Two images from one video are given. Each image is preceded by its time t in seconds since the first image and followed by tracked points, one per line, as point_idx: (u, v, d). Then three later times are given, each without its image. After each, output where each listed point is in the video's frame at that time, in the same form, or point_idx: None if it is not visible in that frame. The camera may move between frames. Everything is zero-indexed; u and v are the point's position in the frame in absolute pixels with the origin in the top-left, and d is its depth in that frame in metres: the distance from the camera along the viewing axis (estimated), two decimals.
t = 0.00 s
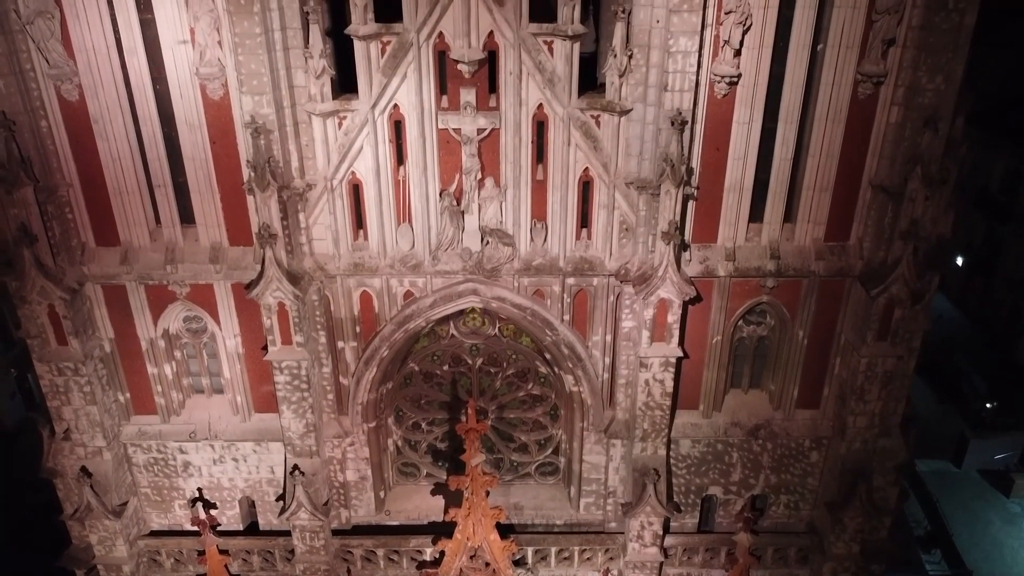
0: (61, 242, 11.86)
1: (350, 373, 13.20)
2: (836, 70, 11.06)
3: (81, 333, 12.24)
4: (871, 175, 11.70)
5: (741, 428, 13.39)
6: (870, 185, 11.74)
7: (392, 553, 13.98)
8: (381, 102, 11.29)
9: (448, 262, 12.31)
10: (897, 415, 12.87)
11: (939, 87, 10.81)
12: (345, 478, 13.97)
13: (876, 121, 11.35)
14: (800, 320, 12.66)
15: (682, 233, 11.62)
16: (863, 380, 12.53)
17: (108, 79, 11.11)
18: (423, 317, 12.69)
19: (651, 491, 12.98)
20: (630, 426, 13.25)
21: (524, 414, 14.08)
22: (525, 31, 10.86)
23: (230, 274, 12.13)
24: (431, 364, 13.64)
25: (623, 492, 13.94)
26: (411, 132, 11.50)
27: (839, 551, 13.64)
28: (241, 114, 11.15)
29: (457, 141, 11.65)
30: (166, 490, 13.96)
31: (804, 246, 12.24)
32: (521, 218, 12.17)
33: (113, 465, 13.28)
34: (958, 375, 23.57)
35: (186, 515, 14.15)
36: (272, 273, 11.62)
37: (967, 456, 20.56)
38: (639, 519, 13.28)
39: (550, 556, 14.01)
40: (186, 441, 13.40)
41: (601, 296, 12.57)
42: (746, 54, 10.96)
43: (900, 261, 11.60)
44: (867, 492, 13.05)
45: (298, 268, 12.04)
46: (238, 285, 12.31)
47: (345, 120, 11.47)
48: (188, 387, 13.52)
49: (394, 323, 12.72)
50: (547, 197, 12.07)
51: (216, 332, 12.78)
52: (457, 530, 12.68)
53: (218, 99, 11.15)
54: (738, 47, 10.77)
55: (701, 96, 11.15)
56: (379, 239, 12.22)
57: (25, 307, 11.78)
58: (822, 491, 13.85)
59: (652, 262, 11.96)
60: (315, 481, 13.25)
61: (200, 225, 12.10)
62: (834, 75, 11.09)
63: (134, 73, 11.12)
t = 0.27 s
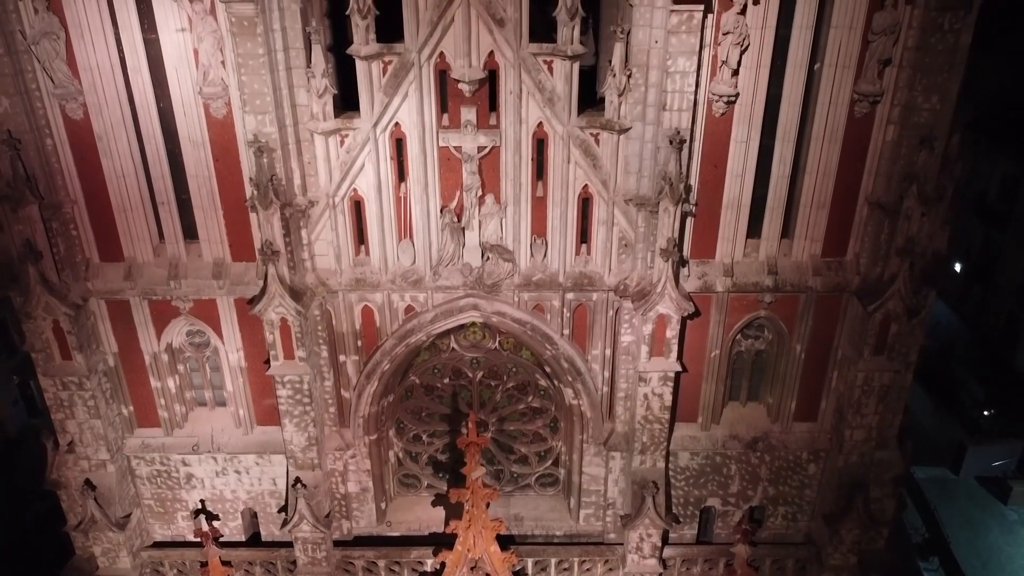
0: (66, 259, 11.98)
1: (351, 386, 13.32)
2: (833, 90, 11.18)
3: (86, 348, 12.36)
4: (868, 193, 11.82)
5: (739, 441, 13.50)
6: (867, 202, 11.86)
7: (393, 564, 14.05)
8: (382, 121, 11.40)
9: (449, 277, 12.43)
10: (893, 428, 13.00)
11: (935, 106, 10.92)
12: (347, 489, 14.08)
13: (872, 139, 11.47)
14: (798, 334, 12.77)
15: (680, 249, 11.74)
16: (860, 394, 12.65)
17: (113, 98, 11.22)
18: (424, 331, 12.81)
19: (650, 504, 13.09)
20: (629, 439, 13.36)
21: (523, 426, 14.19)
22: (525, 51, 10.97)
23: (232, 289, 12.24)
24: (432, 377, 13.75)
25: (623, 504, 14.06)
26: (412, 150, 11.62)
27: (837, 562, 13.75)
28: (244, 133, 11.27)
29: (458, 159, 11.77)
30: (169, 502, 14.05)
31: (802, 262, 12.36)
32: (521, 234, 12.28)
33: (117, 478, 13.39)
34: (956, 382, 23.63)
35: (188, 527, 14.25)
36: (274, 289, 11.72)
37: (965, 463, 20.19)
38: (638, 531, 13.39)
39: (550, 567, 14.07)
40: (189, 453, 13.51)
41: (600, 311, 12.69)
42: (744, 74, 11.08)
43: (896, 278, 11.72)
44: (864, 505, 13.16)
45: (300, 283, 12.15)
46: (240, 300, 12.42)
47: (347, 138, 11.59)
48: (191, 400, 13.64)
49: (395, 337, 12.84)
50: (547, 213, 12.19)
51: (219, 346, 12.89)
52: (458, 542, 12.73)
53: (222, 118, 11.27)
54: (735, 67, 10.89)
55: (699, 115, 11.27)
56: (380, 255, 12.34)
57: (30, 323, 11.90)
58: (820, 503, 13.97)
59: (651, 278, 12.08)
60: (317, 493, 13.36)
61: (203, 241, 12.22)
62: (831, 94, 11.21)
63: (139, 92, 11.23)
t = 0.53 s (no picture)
0: (70, 275, 12.10)
1: (353, 399, 13.44)
2: (830, 109, 11.30)
3: (90, 363, 12.48)
4: (865, 210, 11.94)
5: (737, 454, 13.62)
6: (863, 219, 11.98)
7: None
8: (384, 139, 11.52)
9: (450, 293, 12.55)
10: (890, 441, 13.13)
11: (931, 126, 11.04)
12: (349, 501, 14.21)
13: (869, 157, 11.59)
14: (796, 349, 12.89)
15: (679, 266, 11.86)
16: (857, 408, 12.77)
17: (117, 117, 11.34)
18: (425, 346, 12.94)
19: (649, 517, 13.21)
20: (628, 452, 13.47)
21: (523, 438, 14.31)
22: (525, 71, 11.08)
23: (235, 305, 12.36)
24: (433, 391, 13.87)
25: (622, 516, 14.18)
26: (413, 168, 11.74)
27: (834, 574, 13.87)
28: (247, 152, 11.39)
29: (459, 176, 11.89)
30: (172, 513, 14.17)
31: (799, 278, 12.48)
32: (521, 250, 12.40)
33: (121, 491, 13.51)
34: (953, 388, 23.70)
35: (191, 538, 14.36)
36: (277, 305, 11.83)
37: (963, 470, 20.32)
38: (637, 543, 13.52)
39: None
40: (192, 466, 13.62)
41: (600, 325, 12.81)
42: (741, 93, 11.19)
43: (892, 294, 11.84)
44: (861, 517, 13.27)
45: (303, 299, 12.27)
46: (243, 315, 12.53)
47: (348, 157, 11.71)
48: (194, 414, 13.76)
49: (396, 351, 12.96)
50: (547, 230, 12.31)
51: (221, 361, 13.01)
52: (458, 554, 12.72)
53: (225, 137, 11.38)
54: (733, 87, 11.00)
55: (697, 134, 11.38)
56: (382, 271, 12.47)
57: (36, 339, 12.03)
58: (818, 515, 14.08)
59: (649, 294, 12.21)
60: (319, 506, 13.47)
61: (206, 258, 12.34)
62: (827, 113, 11.33)
63: (143, 111, 11.34)
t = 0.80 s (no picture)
0: (75, 292, 12.23)
1: (354, 413, 13.57)
2: (826, 129, 11.43)
3: (94, 378, 12.62)
4: (861, 227, 12.07)
5: (735, 467, 13.75)
6: (860, 236, 12.11)
7: None
8: (385, 158, 11.65)
9: (451, 309, 12.68)
10: (887, 455, 13.25)
11: (926, 145, 11.17)
12: (350, 513, 14.33)
13: (865, 176, 11.72)
14: (793, 363, 13.03)
15: (677, 283, 11.99)
16: (854, 422, 12.90)
17: (122, 136, 11.47)
18: (426, 360, 13.07)
19: (648, 529, 13.33)
20: (627, 465, 13.60)
21: (523, 451, 14.43)
22: (525, 91, 11.21)
23: (238, 320, 12.49)
24: (434, 404, 14.00)
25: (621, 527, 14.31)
26: (414, 186, 11.87)
27: None
28: (250, 171, 11.52)
29: (460, 194, 12.02)
30: (175, 525, 14.30)
31: (796, 294, 12.61)
32: (521, 266, 12.53)
33: (125, 503, 13.64)
34: (951, 395, 23.79)
35: (194, 549, 14.49)
36: (280, 322, 11.96)
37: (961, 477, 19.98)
38: (636, 555, 13.64)
39: None
40: (195, 479, 13.75)
41: (599, 340, 12.95)
42: (739, 113, 11.31)
43: (888, 311, 11.97)
44: (858, 530, 13.39)
45: (305, 315, 12.40)
46: (246, 331, 12.66)
47: (350, 175, 11.83)
48: (197, 427, 13.89)
49: (398, 366, 13.09)
50: (547, 247, 12.44)
51: (224, 375, 13.14)
52: (459, 567, 12.66)
53: (228, 156, 11.52)
54: (731, 107, 11.12)
55: (695, 153, 11.51)
56: (383, 286, 12.60)
57: (41, 355, 12.16)
58: (815, 526, 14.20)
59: (648, 310, 12.33)
60: (321, 518, 13.58)
61: (210, 274, 12.47)
62: (824, 132, 11.45)
63: (147, 130, 11.48)
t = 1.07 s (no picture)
0: (80, 306, 12.36)
1: (356, 425, 13.70)
2: (823, 147, 11.55)
3: (99, 392, 12.75)
4: (857, 243, 12.20)
5: (734, 478, 13.88)
6: (856, 252, 12.24)
7: None
8: (387, 175, 11.78)
9: (451, 323, 12.81)
10: (883, 467, 13.39)
11: (922, 163, 11.30)
12: (352, 523, 14.46)
13: (861, 193, 11.84)
14: (790, 377, 13.16)
15: (676, 298, 12.11)
16: (850, 435, 13.03)
17: (126, 154, 11.60)
18: (427, 374, 13.20)
19: (647, 540, 13.45)
20: (627, 477, 13.72)
21: (523, 462, 14.56)
22: (525, 109, 11.34)
23: (241, 334, 12.62)
24: (435, 416, 14.13)
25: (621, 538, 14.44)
26: (416, 203, 12.00)
27: None
28: (253, 188, 11.65)
29: (461, 211, 12.16)
30: (179, 536, 14.43)
31: (793, 308, 12.74)
32: (522, 281, 12.66)
33: (129, 515, 13.77)
34: (949, 401, 23.89)
35: (197, 559, 14.62)
36: (282, 337, 12.09)
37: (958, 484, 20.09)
38: (635, 566, 13.76)
39: None
40: (198, 490, 13.88)
41: (599, 354, 13.08)
42: (737, 131, 11.43)
43: (884, 326, 12.11)
44: (855, 541, 13.53)
45: (307, 330, 12.53)
46: (249, 345, 12.79)
47: (352, 192, 11.97)
48: (200, 439, 14.03)
49: (399, 379, 13.23)
50: (547, 262, 12.58)
51: (228, 388, 13.28)
52: None
53: (232, 173, 11.65)
54: (728, 126, 11.24)
55: (693, 170, 11.64)
56: (385, 301, 12.73)
57: (46, 369, 12.29)
58: (813, 537, 14.32)
59: (647, 324, 12.46)
60: (323, 529, 13.71)
61: (213, 289, 12.60)
62: (821, 150, 11.58)
63: (152, 148, 11.61)
